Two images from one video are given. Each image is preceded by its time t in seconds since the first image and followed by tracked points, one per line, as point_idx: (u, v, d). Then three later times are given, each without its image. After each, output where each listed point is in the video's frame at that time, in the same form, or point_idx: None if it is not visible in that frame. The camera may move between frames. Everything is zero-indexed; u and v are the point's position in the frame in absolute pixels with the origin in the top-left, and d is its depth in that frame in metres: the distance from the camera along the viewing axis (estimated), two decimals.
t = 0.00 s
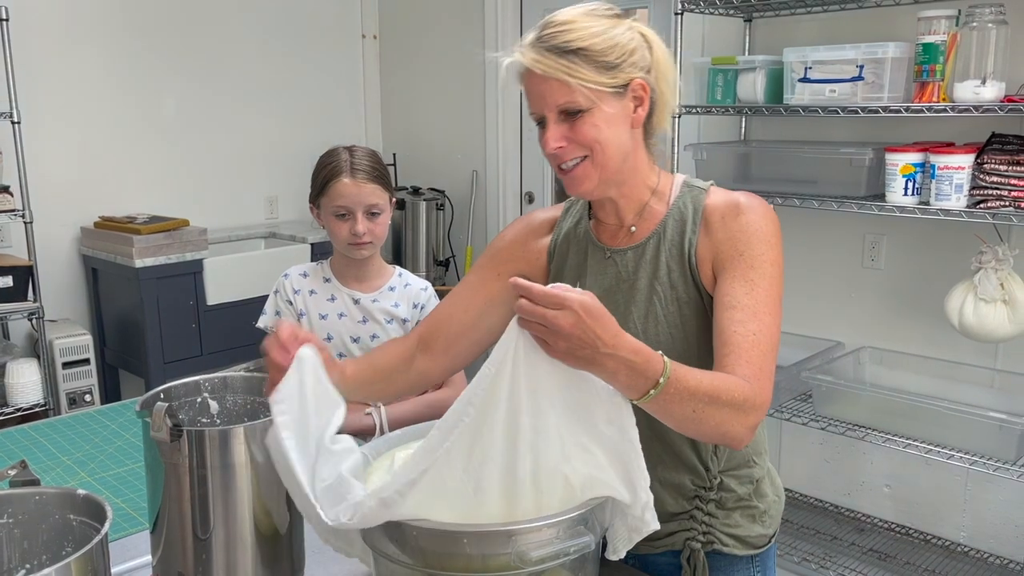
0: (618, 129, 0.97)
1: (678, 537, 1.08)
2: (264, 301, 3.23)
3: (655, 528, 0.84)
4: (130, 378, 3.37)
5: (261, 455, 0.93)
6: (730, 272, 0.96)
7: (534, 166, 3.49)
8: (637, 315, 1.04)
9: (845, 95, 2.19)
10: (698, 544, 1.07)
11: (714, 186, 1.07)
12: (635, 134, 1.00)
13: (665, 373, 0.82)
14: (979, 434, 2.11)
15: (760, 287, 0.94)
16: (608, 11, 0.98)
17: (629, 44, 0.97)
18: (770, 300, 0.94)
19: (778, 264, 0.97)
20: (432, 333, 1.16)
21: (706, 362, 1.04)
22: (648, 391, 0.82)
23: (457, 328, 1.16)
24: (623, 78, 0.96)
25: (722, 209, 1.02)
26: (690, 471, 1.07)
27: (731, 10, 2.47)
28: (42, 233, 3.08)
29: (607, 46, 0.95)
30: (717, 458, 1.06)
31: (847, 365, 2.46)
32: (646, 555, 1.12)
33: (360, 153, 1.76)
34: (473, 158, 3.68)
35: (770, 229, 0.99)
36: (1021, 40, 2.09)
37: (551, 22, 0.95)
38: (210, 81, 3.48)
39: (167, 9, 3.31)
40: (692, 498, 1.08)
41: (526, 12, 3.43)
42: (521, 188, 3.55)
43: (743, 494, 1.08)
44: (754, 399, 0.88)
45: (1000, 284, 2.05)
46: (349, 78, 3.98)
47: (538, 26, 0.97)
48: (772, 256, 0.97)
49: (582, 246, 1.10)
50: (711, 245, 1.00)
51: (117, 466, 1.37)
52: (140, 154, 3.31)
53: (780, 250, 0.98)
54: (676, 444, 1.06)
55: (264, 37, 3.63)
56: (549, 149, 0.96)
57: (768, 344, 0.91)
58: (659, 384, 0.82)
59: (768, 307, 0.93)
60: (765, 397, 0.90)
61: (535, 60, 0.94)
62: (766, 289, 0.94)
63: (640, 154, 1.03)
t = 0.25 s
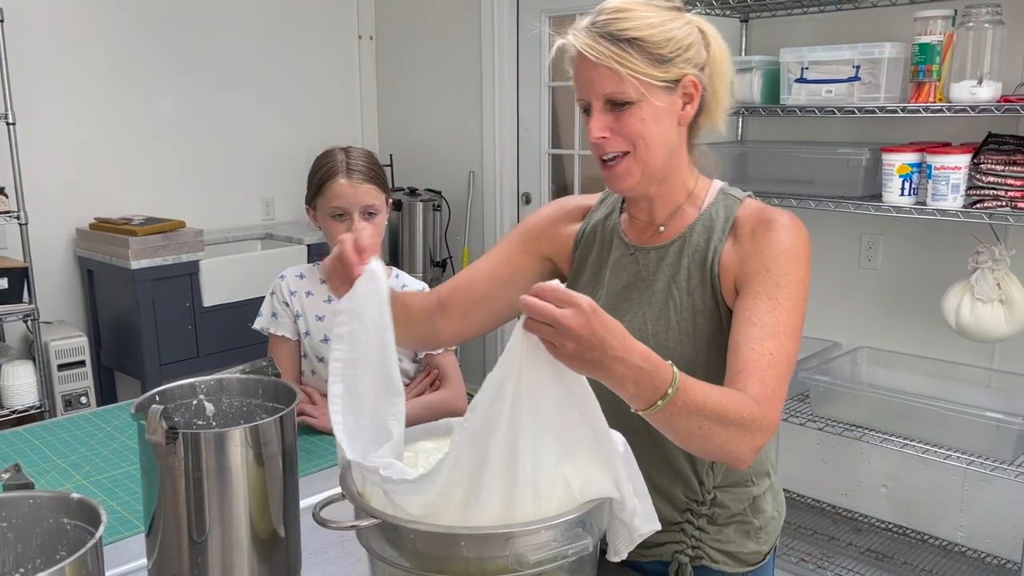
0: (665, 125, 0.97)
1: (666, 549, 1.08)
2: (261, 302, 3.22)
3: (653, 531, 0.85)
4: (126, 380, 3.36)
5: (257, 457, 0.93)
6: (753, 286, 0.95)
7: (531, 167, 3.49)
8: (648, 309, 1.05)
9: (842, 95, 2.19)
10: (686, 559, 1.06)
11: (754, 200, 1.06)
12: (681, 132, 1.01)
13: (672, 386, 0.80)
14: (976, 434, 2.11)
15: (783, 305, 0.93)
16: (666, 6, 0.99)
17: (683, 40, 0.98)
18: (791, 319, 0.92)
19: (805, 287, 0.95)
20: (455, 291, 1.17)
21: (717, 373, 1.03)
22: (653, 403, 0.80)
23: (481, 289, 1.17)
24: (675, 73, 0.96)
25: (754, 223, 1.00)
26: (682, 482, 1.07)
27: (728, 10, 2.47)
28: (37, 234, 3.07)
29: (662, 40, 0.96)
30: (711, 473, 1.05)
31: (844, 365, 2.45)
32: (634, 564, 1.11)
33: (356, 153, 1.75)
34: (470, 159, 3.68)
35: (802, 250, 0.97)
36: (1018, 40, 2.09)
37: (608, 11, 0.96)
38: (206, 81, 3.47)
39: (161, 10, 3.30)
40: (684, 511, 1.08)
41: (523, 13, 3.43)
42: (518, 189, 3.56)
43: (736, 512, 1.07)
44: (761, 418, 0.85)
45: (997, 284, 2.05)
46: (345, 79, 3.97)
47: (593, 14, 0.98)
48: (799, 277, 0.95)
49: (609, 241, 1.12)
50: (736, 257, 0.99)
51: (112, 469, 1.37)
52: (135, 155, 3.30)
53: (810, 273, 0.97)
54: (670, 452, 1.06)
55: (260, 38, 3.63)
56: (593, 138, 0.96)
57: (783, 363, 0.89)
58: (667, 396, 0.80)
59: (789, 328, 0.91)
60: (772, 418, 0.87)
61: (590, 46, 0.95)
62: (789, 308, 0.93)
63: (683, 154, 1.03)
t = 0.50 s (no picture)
0: (717, 123, 0.99)
1: (664, 560, 1.08)
2: (256, 304, 3.21)
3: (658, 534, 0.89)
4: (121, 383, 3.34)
5: (254, 461, 0.92)
6: (771, 294, 0.93)
7: (528, 168, 3.50)
8: (667, 313, 1.06)
9: (839, 96, 2.19)
10: (682, 571, 1.07)
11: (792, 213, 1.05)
12: (729, 134, 1.02)
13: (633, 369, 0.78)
14: (973, 435, 2.11)
15: (797, 317, 0.91)
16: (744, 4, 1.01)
17: (751, 42, 1.00)
18: (802, 331, 0.91)
19: (826, 304, 0.94)
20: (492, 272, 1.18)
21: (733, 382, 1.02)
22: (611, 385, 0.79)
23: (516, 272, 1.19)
24: (737, 72, 0.98)
25: (787, 236, 0.99)
26: (685, 494, 1.06)
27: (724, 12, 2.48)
28: (31, 236, 3.06)
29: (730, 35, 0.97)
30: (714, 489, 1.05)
31: (842, 366, 2.45)
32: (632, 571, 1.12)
33: (351, 154, 1.74)
34: (466, 160, 3.67)
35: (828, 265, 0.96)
36: (1014, 41, 2.09)
37: None
38: (201, 83, 3.46)
39: (155, 11, 3.28)
40: (684, 524, 1.07)
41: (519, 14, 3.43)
42: (515, 190, 3.57)
43: (739, 530, 1.06)
44: (743, 420, 0.84)
45: (994, 285, 2.05)
46: (341, 81, 3.97)
47: None
48: (818, 292, 0.93)
49: (640, 240, 1.13)
50: (761, 265, 0.98)
51: (108, 473, 1.36)
52: (130, 157, 3.28)
53: (834, 292, 0.95)
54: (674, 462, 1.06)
55: (255, 39, 3.62)
56: (640, 120, 0.97)
57: (784, 373, 0.88)
58: (629, 380, 0.78)
59: (797, 339, 0.90)
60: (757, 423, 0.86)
61: (659, 26, 0.95)
62: (802, 320, 0.91)
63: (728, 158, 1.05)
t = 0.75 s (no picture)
0: (736, 129, 0.97)
1: (670, 567, 1.09)
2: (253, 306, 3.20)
3: (655, 537, 0.89)
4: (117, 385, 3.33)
5: (254, 464, 0.92)
6: (783, 299, 0.92)
7: (525, 169, 3.50)
8: (683, 317, 1.06)
9: (836, 97, 2.19)
10: None
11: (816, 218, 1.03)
12: (747, 138, 1.01)
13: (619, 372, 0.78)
14: (971, 435, 2.11)
15: (808, 322, 0.89)
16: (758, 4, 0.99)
17: (768, 43, 0.98)
18: (813, 337, 0.88)
19: (842, 309, 0.91)
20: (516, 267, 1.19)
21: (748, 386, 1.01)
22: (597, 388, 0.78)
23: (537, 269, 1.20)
24: (755, 76, 0.96)
25: (807, 241, 0.98)
26: (694, 502, 1.06)
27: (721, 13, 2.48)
28: (27, 239, 3.05)
29: (748, 39, 0.95)
30: (724, 500, 1.04)
31: (840, 367, 2.45)
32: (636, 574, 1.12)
33: (349, 155, 1.74)
34: (463, 161, 3.67)
35: (846, 270, 0.93)
36: (1010, 42, 2.10)
37: None
38: (197, 84, 3.46)
39: (151, 12, 3.28)
40: (693, 533, 1.07)
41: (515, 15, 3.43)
42: (512, 192, 3.57)
43: (748, 541, 1.06)
44: (740, 428, 0.82)
45: (992, 285, 2.05)
46: (337, 82, 3.96)
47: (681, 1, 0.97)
48: (834, 297, 0.91)
49: (659, 244, 1.13)
50: (777, 269, 0.97)
51: (105, 476, 1.35)
52: (126, 159, 3.27)
53: (853, 298, 0.93)
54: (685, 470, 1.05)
55: (251, 40, 3.61)
56: (657, 130, 0.96)
57: (792, 379, 0.86)
58: (611, 389, 0.78)
59: (807, 345, 0.88)
60: (757, 432, 0.83)
61: (672, 35, 0.94)
62: (814, 326, 0.89)
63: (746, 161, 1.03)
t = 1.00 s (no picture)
0: (704, 151, 0.96)
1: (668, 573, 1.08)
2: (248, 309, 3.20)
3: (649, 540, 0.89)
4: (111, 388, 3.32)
5: (247, 467, 0.91)
6: (783, 301, 0.92)
7: (520, 171, 3.50)
8: (684, 319, 1.06)
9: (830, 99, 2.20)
10: None
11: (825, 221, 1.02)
12: (724, 154, 0.98)
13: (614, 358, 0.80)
14: (966, 436, 2.11)
15: (809, 325, 0.88)
16: (713, 18, 0.95)
17: (727, 57, 0.94)
18: (813, 340, 0.88)
19: (845, 312, 0.91)
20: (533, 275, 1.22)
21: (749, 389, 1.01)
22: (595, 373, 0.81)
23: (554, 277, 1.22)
24: (712, 100, 0.93)
25: (812, 245, 0.97)
26: (692, 508, 1.06)
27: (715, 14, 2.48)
28: (21, 242, 3.04)
29: (697, 65, 0.92)
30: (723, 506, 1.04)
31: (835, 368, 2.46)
32: None
33: (343, 158, 1.73)
34: (458, 163, 3.66)
35: (849, 273, 0.93)
36: (1003, 44, 2.10)
37: (644, 32, 0.94)
38: (192, 86, 3.45)
39: (145, 15, 3.27)
40: (692, 539, 1.07)
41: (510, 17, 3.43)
42: (507, 194, 3.57)
43: (748, 548, 1.05)
44: (734, 427, 0.82)
45: (986, 286, 2.05)
46: (332, 84, 3.96)
47: (630, 33, 0.96)
48: (835, 300, 0.91)
49: (666, 247, 1.13)
50: (780, 271, 0.97)
51: (98, 480, 1.34)
52: (120, 161, 3.26)
53: (855, 301, 0.92)
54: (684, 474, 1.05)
55: (246, 42, 3.61)
56: (628, 165, 0.98)
57: (791, 381, 0.85)
58: (608, 373, 0.81)
59: (806, 348, 0.87)
60: (752, 433, 0.83)
61: (618, 78, 0.95)
62: (815, 328, 0.88)
63: (734, 171, 1.00)
